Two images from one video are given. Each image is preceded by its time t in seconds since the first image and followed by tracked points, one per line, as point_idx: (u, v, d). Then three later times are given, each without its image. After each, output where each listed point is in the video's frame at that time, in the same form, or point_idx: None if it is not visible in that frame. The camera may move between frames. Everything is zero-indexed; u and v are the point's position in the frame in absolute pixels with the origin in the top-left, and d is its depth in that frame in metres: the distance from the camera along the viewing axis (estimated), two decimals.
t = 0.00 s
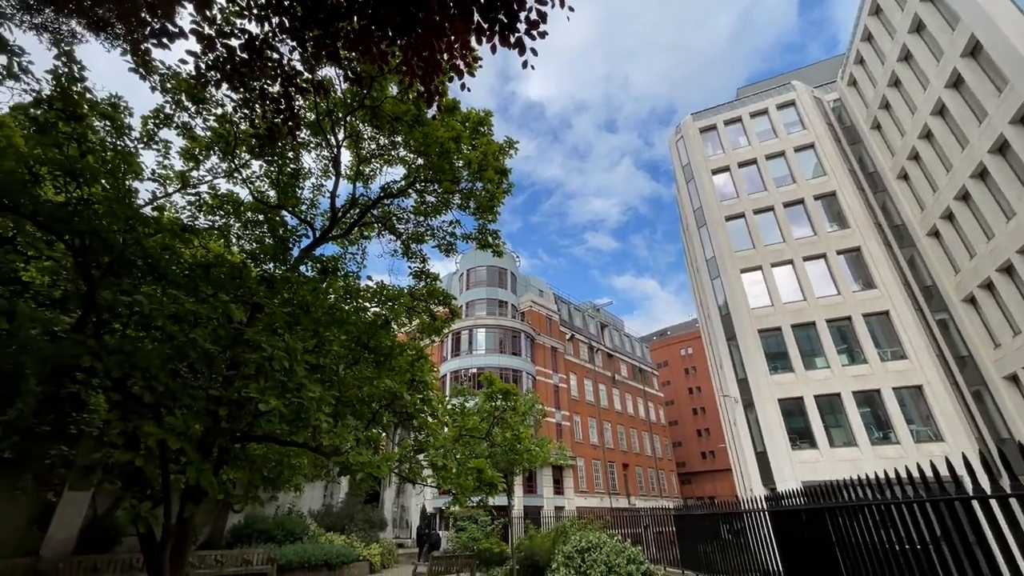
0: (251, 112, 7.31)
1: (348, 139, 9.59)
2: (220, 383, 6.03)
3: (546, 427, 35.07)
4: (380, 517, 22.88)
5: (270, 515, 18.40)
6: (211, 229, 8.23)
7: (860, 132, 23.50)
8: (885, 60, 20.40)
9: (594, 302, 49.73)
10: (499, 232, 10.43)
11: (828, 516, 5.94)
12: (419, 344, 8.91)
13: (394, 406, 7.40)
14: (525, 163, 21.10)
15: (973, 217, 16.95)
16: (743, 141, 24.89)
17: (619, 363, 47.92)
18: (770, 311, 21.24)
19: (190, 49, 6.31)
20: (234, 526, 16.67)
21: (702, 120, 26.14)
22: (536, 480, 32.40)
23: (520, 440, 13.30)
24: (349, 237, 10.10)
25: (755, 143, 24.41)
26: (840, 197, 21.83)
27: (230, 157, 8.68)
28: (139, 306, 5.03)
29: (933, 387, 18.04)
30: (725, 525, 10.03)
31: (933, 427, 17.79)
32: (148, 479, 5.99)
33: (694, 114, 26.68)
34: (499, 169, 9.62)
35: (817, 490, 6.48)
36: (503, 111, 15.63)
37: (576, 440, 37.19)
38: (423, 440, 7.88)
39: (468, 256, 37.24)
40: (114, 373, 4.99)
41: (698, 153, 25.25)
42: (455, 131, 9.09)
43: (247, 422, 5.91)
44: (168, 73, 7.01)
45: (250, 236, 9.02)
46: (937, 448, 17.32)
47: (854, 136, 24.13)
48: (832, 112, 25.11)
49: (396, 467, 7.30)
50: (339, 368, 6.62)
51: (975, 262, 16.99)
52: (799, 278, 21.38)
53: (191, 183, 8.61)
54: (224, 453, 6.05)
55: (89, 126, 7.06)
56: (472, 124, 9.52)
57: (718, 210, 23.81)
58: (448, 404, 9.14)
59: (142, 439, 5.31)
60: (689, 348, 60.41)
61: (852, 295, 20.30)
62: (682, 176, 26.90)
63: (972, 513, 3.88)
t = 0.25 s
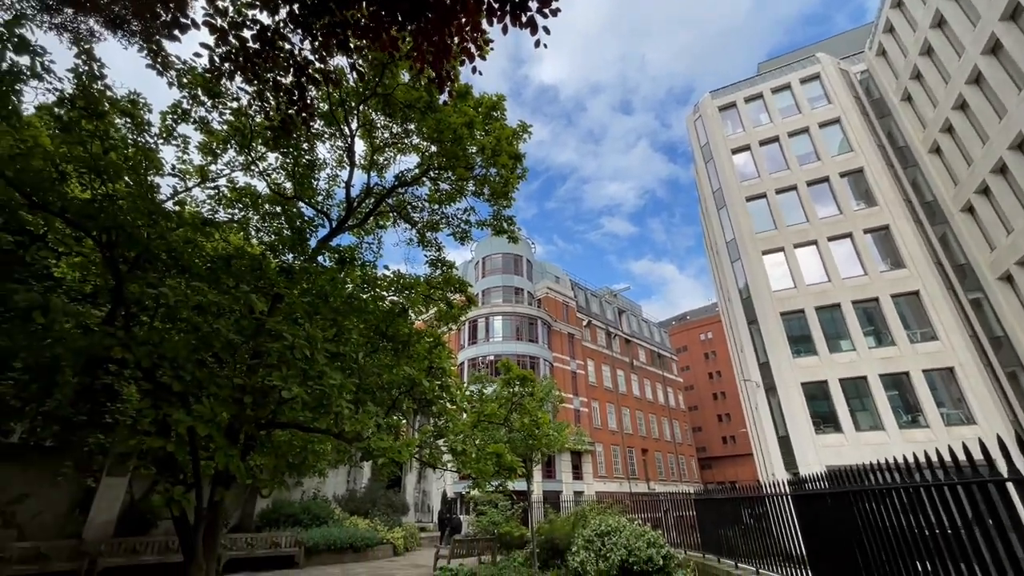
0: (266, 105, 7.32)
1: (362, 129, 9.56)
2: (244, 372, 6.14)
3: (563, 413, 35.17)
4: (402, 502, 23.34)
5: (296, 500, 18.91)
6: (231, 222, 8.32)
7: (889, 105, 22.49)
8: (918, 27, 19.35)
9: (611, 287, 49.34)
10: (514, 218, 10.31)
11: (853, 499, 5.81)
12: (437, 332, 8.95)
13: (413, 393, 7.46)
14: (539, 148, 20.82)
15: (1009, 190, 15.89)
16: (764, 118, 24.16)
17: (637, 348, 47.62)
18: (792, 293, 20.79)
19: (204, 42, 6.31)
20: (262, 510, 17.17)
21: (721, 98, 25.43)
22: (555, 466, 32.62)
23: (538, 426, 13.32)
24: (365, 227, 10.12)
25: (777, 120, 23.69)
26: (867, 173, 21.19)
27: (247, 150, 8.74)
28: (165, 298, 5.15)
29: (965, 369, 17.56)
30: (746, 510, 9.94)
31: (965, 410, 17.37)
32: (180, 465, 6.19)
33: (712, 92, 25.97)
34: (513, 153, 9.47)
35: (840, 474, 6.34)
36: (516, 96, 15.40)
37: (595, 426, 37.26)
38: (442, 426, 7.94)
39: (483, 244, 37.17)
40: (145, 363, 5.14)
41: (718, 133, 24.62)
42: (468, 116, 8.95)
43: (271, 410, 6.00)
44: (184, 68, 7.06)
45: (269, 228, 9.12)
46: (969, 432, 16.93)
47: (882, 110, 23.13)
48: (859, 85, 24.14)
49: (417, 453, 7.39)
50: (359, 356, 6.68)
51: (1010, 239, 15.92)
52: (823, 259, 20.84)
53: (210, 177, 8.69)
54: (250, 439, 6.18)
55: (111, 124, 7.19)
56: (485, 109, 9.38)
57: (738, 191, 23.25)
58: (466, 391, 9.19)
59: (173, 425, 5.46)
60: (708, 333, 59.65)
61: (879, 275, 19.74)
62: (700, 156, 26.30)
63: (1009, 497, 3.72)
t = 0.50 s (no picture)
0: (274, 94, 7.27)
1: (370, 117, 9.50)
2: (259, 361, 6.19)
3: (575, 401, 35.25)
4: (417, 489, 23.66)
5: (313, 486, 19.25)
6: (242, 214, 8.32)
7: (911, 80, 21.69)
8: None
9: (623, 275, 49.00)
10: (524, 204, 10.21)
11: (871, 484, 5.67)
12: (448, 320, 8.92)
13: (425, 380, 7.47)
14: (549, 134, 20.55)
15: None
16: (780, 98, 23.56)
17: (649, 336, 47.36)
18: (808, 278, 20.44)
19: (211, 31, 6.26)
20: (280, 497, 17.50)
21: (735, 79, 24.82)
22: (567, 453, 32.78)
23: (549, 413, 13.34)
24: (375, 216, 10.11)
25: (794, 100, 23.10)
26: (887, 152, 20.67)
27: (256, 141, 8.73)
28: (180, 289, 5.20)
29: (988, 353, 17.21)
30: (760, 496, 9.89)
31: (986, 395, 17.06)
32: (199, 453, 6.30)
33: (726, 72, 25.35)
34: (521, 139, 9.34)
35: (856, 458, 6.19)
36: (525, 81, 15.19)
37: (606, 414, 37.30)
38: (455, 413, 7.98)
39: (493, 233, 37.06)
40: (162, 352, 5.19)
41: (732, 114, 24.09)
42: (476, 102, 8.82)
43: (286, 398, 6.04)
44: (192, 60, 7.04)
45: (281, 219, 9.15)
46: (991, 417, 16.64)
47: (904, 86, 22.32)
48: (879, 60, 23.43)
49: (430, 439, 7.44)
50: (371, 345, 6.70)
51: None
52: (841, 242, 20.43)
53: (221, 169, 8.70)
54: (267, 426, 6.26)
55: (123, 118, 7.24)
56: (493, 95, 9.25)
57: (753, 174, 22.79)
58: (478, 379, 9.18)
59: (193, 412, 5.53)
60: (722, 319, 59.08)
61: (899, 258, 19.31)
62: (713, 139, 25.78)
63: None
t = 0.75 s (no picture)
0: (278, 78, 7.18)
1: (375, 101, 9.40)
2: (270, 346, 6.23)
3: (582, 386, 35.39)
4: (427, 472, 24.01)
5: (325, 470, 19.59)
6: (249, 201, 8.30)
7: (931, 53, 20.67)
8: None
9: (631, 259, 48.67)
10: (531, 188, 10.09)
11: (882, 466, 5.64)
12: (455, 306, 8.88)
13: (433, 365, 7.51)
14: (556, 117, 20.22)
15: None
16: (793, 76, 22.99)
17: (658, 320, 47.18)
18: (820, 260, 20.15)
19: (213, 15, 6.18)
20: (294, 480, 17.85)
21: (747, 56, 24.21)
22: (575, 437, 33.03)
23: (558, 397, 13.38)
24: (381, 202, 10.05)
25: (808, 77, 22.53)
26: (904, 129, 20.18)
27: (261, 127, 8.66)
28: (190, 276, 5.22)
29: (1004, 335, 16.98)
30: (769, 479, 9.88)
31: (1001, 377, 16.88)
32: (213, 437, 6.39)
33: (738, 50, 24.72)
34: (528, 122, 9.19)
35: (865, 440, 6.14)
36: (531, 63, 14.93)
37: (614, 398, 37.44)
38: (464, 397, 8.02)
39: (500, 218, 36.86)
40: (174, 338, 5.22)
41: (743, 93, 23.56)
42: (482, 83, 8.66)
43: (297, 382, 6.07)
44: (196, 46, 6.94)
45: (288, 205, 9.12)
46: (1005, 399, 16.49)
47: (924, 59, 21.32)
48: (897, 34, 22.58)
49: (439, 423, 7.50)
50: (380, 330, 6.71)
51: None
52: (854, 223, 20.08)
53: (226, 156, 8.66)
54: (279, 410, 6.32)
55: (128, 105, 7.14)
56: (499, 76, 9.08)
57: (765, 154, 22.36)
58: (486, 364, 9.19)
59: (206, 397, 5.59)
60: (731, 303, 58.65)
61: (914, 239, 18.97)
62: (724, 119, 25.28)
63: None
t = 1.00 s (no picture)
0: (279, 60, 7.04)
1: (378, 83, 9.26)
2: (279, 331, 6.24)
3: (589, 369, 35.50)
4: (436, 455, 24.33)
5: (336, 453, 19.89)
6: (253, 186, 8.24)
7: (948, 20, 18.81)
8: None
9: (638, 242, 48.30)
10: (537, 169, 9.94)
11: (892, 446, 5.58)
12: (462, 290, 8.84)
13: (440, 349, 7.51)
14: (562, 98, 19.89)
15: None
16: (807, 51, 22.38)
17: (665, 304, 46.97)
18: (831, 241, 19.89)
19: None
20: (305, 463, 18.15)
21: (759, 31, 23.56)
22: (582, 420, 33.25)
23: (564, 380, 13.40)
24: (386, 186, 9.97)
25: (822, 52, 21.93)
26: (921, 105, 19.63)
27: (264, 111, 8.56)
28: (197, 262, 5.20)
29: (1018, 316, 16.72)
30: (776, 461, 9.88)
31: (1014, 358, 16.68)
32: (225, 420, 6.47)
33: (749, 25, 24.05)
34: (533, 101, 9.00)
35: (874, 421, 6.06)
36: (536, 42, 14.62)
37: (621, 382, 37.56)
38: (471, 380, 8.04)
39: (505, 203, 36.60)
40: (184, 324, 5.23)
41: (755, 70, 23.01)
42: (486, 62, 8.47)
43: (305, 366, 6.09)
44: (195, 28, 6.80)
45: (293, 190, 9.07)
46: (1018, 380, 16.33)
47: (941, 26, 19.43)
48: None
49: (446, 406, 7.53)
50: (386, 314, 6.70)
51: None
52: (867, 203, 19.73)
53: (230, 142, 8.59)
54: (289, 394, 6.37)
55: (129, 90, 7.03)
56: (503, 55, 8.88)
57: (776, 133, 21.92)
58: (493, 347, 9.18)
59: (216, 381, 5.62)
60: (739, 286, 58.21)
61: (929, 218, 18.61)
62: (735, 97, 24.75)
63: None
